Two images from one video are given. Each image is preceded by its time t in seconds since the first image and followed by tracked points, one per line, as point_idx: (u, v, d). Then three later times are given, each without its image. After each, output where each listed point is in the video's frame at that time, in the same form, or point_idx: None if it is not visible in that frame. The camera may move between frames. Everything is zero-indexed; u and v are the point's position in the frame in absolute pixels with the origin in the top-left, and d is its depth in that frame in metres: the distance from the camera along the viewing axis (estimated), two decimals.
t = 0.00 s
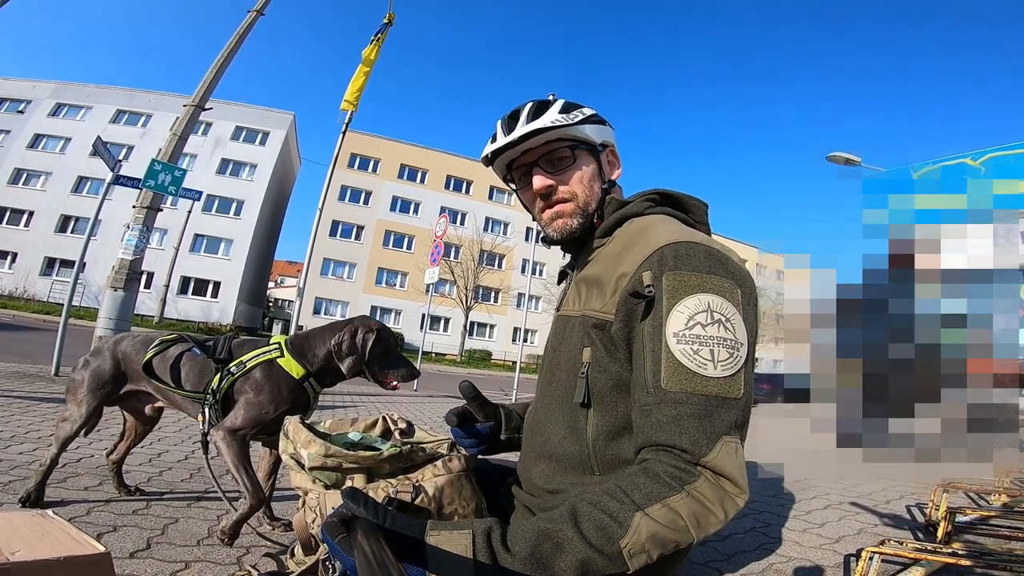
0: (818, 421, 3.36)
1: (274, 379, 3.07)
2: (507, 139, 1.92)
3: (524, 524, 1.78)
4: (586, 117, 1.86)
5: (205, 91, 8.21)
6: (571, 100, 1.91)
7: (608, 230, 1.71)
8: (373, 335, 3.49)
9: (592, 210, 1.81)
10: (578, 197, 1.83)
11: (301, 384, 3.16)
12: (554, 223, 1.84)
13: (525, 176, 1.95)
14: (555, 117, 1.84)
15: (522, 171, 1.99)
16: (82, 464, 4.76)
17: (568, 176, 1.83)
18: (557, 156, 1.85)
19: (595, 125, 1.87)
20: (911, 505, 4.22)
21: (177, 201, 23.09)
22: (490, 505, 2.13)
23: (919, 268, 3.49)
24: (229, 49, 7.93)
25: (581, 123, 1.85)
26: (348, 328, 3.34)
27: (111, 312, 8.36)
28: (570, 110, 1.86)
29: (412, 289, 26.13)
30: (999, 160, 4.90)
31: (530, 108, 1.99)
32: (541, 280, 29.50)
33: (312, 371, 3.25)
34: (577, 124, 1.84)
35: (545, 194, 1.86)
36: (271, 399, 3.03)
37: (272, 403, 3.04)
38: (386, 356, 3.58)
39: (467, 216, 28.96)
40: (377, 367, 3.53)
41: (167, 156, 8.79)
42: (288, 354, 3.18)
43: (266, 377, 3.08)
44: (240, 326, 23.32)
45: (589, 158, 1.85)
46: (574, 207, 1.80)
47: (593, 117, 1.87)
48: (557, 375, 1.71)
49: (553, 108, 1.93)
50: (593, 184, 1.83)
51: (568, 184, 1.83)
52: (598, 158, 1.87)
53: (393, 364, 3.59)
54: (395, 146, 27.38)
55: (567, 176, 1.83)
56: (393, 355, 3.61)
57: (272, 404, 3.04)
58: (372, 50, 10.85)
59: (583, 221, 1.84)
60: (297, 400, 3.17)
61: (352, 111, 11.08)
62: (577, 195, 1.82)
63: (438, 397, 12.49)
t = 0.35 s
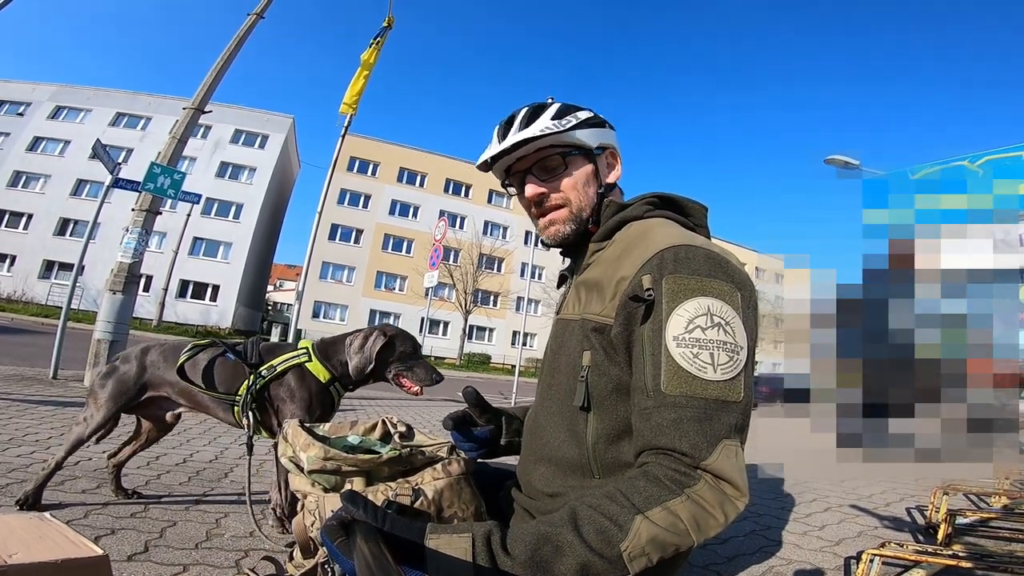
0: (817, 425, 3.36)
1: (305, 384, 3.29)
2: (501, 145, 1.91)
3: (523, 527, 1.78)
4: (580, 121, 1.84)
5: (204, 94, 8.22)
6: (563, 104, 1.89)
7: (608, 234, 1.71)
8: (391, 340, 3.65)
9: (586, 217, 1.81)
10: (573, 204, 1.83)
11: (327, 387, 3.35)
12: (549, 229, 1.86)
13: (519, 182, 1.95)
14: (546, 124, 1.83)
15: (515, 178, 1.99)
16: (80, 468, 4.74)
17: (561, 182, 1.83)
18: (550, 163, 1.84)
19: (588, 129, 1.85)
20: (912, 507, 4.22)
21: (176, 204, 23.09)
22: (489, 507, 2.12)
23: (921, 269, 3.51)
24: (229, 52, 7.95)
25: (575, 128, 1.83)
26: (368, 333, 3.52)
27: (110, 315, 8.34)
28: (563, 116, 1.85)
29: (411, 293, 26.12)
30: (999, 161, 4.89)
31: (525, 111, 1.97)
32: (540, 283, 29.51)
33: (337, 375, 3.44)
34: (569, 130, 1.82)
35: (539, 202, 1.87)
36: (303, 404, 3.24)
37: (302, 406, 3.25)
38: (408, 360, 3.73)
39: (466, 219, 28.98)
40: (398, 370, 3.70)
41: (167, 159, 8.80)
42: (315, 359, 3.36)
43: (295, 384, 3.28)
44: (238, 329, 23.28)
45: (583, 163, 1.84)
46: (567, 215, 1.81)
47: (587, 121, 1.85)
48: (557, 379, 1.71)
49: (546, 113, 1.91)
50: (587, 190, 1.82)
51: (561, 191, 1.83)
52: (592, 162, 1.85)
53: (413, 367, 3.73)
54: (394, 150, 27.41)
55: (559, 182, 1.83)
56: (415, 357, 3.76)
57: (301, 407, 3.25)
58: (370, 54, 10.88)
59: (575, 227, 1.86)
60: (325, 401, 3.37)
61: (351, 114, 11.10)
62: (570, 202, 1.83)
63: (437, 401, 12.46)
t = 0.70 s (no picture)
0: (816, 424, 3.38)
1: (346, 387, 3.50)
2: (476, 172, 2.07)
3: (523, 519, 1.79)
4: (521, 141, 1.85)
5: (204, 95, 8.24)
6: (514, 120, 1.91)
7: (606, 229, 1.71)
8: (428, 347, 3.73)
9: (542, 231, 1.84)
10: (534, 219, 1.88)
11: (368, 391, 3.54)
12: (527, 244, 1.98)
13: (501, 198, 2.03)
14: (493, 152, 1.92)
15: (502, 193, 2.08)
16: (78, 467, 4.73)
17: (519, 199, 1.89)
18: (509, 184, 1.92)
19: (532, 143, 1.82)
20: (910, 506, 4.23)
21: (175, 207, 23.09)
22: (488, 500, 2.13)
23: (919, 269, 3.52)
24: (229, 55, 7.99)
25: (516, 149, 1.85)
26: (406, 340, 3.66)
27: (108, 317, 8.33)
28: (507, 138, 1.88)
29: (410, 296, 26.13)
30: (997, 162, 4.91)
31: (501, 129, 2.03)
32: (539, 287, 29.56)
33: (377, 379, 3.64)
34: (512, 152, 1.86)
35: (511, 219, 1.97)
36: (340, 407, 3.45)
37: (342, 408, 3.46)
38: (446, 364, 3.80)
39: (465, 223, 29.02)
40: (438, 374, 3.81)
41: (167, 161, 8.81)
42: (359, 364, 3.57)
43: (335, 387, 3.49)
44: (237, 333, 23.25)
45: (537, 177, 1.84)
46: (529, 229, 1.88)
47: (531, 137, 1.83)
48: (558, 372, 1.72)
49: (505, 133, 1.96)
50: (541, 204, 1.82)
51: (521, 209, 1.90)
52: (547, 173, 1.82)
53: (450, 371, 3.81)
54: (393, 154, 27.46)
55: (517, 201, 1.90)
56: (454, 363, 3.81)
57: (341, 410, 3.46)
58: (370, 57, 10.92)
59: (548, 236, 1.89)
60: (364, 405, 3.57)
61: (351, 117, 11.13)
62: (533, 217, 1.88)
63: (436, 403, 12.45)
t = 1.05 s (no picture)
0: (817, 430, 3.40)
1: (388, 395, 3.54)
2: (501, 153, 1.94)
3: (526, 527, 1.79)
4: (576, 129, 1.86)
5: (207, 98, 8.27)
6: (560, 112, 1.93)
7: (609, 239, 1.73)
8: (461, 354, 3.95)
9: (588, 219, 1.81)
10: (573, 207, 1.84)
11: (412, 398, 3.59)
12: (551, 233, 1.85)
13: (520, 190, 1.95)
14: (543, 132, 1.86)
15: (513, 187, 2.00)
16: (76, 470, 4.71)
17: (560, 185, 1.84)
18: (549, 169, 1.86)
19: (585, 135, 1.86)
20: (910, 512, 4.23)
21: (175, 209, 23.11)
22: (492, 507, 2.14)
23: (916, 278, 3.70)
24: (231, 58, 8.01)
25: (571, 135, 1.85)
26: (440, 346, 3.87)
27: (108, 320, 8.31)
28: (560, 123, 1.87)
29: (409, 300, 26.12)
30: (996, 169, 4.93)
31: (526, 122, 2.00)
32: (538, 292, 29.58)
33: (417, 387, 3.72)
34: (565, 137, 1.84)
35: (540, 207, 1.89)
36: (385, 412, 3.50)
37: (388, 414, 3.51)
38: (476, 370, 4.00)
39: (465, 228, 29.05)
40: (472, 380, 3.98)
41: (168, 164, 8.83)
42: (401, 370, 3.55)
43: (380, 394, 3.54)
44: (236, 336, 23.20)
45: (583, 168, 1.85)
46: (568, 216, 1.81)
47: (583, 129, 1.87)
48: (561, 381, 1.73)
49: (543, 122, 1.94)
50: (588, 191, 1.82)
51: (561, 195, 1.83)
52: (591, 167, 1.86)
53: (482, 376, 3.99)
54: (393, 158, 27.50)
55: (558, 187, 1.84)
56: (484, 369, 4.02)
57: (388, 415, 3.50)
58: (372, 61, 10.95)
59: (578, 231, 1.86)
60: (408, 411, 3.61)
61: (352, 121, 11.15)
62: (572, 205, 1.84)
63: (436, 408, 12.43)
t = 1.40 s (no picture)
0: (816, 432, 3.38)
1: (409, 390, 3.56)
2: (504, 156, 1.92)
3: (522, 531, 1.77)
4: (579, 131, 1.84)
5: (207, 97, 8.25)
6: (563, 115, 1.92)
7: (608, 242, 1.71)
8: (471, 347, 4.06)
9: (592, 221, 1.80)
10: (578, 210, 1.82)
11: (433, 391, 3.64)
12: (554, 235, 1.84)
13: (524, 193, 1.94)
14: (548, 133, 1.84)
15: (518, 191, 1.99)
16: (72, 470, 4.69)
17: (565, 188, 1.82)
18: (554, 171, 1.84)
19: (589, 137, 1.85)
20: (908, 515, 4.21)
21: (175, 208, 23.10)
22: (488, 510, 2.12)
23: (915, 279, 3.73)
24: (231, 57, 8.00)
25: (575, 137, 1.84)
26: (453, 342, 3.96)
27: (106, 319, 8.29)
28: (563, 126, 1.85)
29: (409, 301, 26.11)
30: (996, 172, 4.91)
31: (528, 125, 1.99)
32: (538, 293, 29.56)
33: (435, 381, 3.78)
34: (570, 138, 1.83)
35: (544, 209, 1.86)
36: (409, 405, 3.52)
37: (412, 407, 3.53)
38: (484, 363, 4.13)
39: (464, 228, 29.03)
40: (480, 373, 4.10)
41: (167, 162, 8.81)
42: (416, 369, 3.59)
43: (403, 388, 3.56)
44: (234, 335, 23.19)
45: (586, 172, 1.85)
46: (573, 218, 1.79)
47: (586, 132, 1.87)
48: (558, 384, 1.71)
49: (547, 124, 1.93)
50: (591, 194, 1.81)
51: (566, 198, 1.82)
52: (594, 170, 1.86)
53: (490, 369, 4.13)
54: (393, 158, 27.48)
55: (564, 189, 1.82)
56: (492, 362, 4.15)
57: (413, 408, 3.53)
58: (372, 60, 10.93)
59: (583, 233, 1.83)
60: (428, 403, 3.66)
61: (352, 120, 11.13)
62: (576, 208, 1.82)
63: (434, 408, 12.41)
